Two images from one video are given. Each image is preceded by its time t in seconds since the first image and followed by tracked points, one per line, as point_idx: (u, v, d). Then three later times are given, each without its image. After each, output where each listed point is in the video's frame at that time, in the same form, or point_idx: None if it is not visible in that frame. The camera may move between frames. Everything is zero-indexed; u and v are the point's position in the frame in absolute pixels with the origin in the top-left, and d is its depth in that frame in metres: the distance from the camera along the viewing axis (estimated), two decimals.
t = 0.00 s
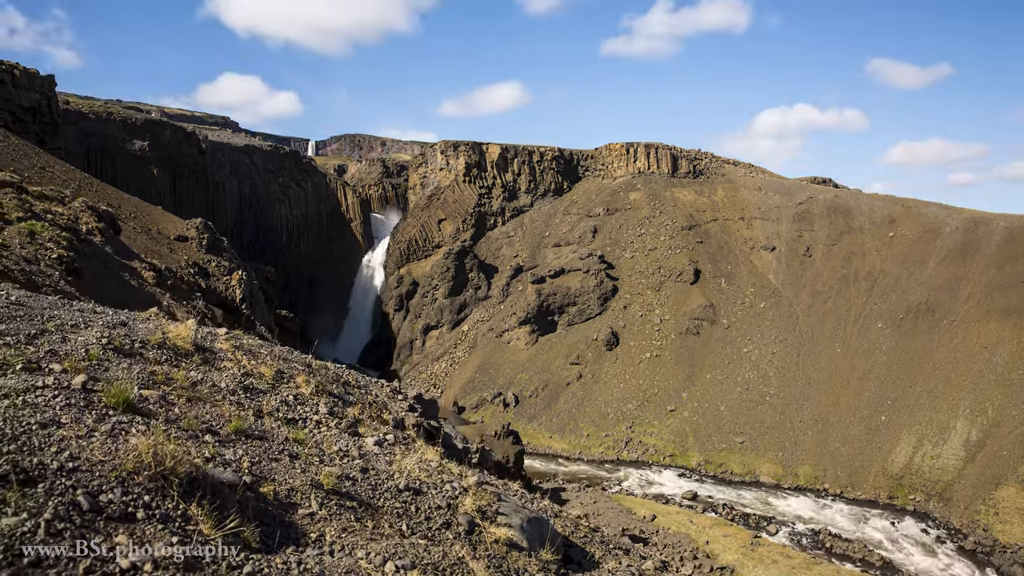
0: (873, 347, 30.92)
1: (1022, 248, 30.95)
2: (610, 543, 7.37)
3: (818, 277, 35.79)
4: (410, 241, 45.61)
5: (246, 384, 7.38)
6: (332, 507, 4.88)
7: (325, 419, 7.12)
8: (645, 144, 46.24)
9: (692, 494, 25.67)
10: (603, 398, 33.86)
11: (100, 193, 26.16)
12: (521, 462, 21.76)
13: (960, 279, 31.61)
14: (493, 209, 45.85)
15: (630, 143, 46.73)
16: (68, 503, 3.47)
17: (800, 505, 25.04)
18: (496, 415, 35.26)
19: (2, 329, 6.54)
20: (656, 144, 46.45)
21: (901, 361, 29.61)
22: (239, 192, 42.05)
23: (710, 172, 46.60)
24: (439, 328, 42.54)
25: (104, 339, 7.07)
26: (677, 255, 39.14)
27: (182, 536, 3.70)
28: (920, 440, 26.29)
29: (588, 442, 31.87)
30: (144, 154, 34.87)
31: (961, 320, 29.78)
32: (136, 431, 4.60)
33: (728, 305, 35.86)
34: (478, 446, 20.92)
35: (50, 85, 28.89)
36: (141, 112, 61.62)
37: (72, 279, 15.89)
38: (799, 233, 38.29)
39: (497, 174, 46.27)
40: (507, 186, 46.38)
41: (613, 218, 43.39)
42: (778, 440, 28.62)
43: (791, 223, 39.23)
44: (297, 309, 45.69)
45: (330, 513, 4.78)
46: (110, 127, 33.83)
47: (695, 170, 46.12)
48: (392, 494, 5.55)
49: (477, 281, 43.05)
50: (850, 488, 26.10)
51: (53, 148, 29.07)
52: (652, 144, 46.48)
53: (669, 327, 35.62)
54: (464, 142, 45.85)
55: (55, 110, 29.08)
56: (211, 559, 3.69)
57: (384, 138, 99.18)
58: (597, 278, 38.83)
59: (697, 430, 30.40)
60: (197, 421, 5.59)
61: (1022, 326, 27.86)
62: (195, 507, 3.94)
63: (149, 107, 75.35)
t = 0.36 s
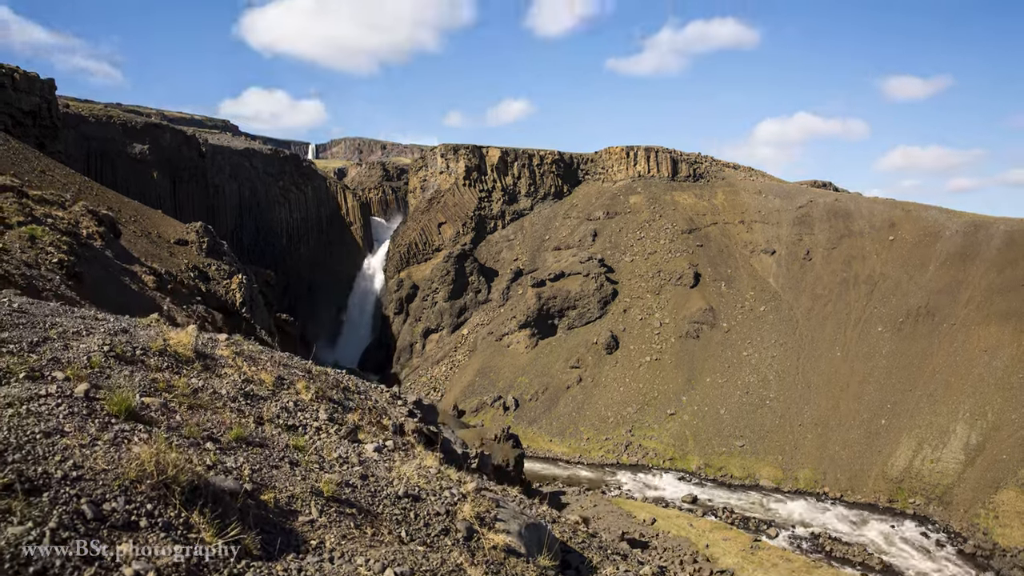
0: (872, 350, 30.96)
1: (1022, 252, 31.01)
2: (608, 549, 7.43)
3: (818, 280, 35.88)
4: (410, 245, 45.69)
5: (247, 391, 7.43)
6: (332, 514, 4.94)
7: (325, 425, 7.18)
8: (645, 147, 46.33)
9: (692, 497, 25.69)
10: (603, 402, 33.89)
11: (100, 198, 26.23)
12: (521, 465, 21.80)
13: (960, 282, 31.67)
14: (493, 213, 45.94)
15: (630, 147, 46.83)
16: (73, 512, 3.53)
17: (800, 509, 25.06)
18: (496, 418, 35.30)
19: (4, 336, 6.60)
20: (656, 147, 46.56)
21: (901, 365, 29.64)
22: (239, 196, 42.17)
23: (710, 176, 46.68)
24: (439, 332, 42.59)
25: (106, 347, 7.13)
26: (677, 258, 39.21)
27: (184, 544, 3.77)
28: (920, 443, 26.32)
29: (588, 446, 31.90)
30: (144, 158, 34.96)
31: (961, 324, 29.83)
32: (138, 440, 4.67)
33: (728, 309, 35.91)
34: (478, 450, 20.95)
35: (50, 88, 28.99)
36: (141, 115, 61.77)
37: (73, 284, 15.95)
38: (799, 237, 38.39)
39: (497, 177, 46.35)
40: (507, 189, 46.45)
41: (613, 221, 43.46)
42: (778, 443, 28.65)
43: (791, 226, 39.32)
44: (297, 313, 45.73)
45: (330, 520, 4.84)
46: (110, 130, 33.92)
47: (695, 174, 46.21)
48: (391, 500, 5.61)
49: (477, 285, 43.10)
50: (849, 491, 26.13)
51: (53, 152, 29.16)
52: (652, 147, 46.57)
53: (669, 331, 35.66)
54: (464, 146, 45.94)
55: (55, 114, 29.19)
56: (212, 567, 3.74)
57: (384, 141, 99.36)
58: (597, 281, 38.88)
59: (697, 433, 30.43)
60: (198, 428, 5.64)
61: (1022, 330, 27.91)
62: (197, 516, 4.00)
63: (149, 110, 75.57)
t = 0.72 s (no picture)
0: (872, 354, 30.99)
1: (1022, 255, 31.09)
2: (606, 554, 7.47)
3: (818, 284, 35.96)
4: (410, 248, 45.78)
5: (247, 397, 7.48)
6: (332, 521, 4.99)
7: (325, 432, 7.23)
8: (645, 151, 46.42)
9: (692, 501, 25.71)
10: (603, 405, 33.91)
11: (100, 201, 26.31)
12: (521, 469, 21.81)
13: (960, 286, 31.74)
14: (493, 216, 46.04)
15: (631, 150, 46.94)
16: (77, 521, 3.59)
17: (800, 513, 25.06)
18: (496, 422, 35.31)
19: (7, 344, 6.64)
20: (656, 150, 46.67)
21: (901, 369, 29.67)
22: (240, 200, 42.29)
23: (710, 179, 46.78)
24: (439, 335, 42.65)
25: (107, 354, 7.19)
26: (677, 261, 39.26)
27: (187, 552, 3.82)
28: (920, 447, 26.36)
29: (588, 449, 31.91)
30: (145, 161, 35.07)
31: (960, 327, 29.89)
32: (140, 448, 4.72)
33: (728, 312, 35.98)
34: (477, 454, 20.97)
35: (51, 92, 29.08)
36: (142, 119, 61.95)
37: (74, 288, 15.99)
38: (799, 241, 38.49)
39: (497, 181, 46.47)
40: (507, 193, 46.55)
41: (613, 224, 43.55)
42: (777, 447, 28.68)
43: (791, 230, 39.43)
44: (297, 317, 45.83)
45: (330, 527, 4.89)
46: (110, 134, 34.03)
47: (695, 177, 46.32)
48: (390, 507, 5.66)
49: (477, 288, 43.16)
50: (849, 495, 26.14)
51: (54, 155, 29.26)
52: (652, 151, 46.69)
53: (668, 334, 35.71)
54: (464, 149, 46.07)
55: (55, 118, 29.26)
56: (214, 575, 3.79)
57: (385, 145, 99.49)
58: (598, 285, 38.94)
59: (697, 437, 30.44)
60: (199, 436, 5.70)
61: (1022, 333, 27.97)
62: (198, 524, 4.06)
63: (149, 114, 75.79)
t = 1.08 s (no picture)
0: (872, 358, 31.04)
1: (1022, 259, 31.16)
2: (604, 559, 7.52)
3: (818, 288, 36.03)
4: (410, 252, 45.87)
5: (248, 404, 7.53)
6: (331, 529, 5.03)
7: (324, 438, 7.28)
8: (645, 154, 46.50)
9: (692, 504, 25.72)
10: (603, 409, 33.90)
11: (100, 205, 26.37)
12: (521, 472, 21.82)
13: (960, 289, 31.80)
14: (493, 219, 46.14)
15: (631, 154, 47.04)
16: (80, 529, 3.66)
17: (800, 516, 25.05)
18: (496, 425, 35.32)
19: (10, 352, 6.70)
20: (656, 154, 46.78)
21: (901, 372, 29.70)
22: (240, 203, 42.41)
23: (710, 183, 46.85)
24: (439, 339, 42.71)
25: (109, 361, 7.23)
26: (677, 265, 39.31)
27: (188, 560, 3.88)
28: (919, 450, 26.38)
29: (588, 453, 31.94)
30: (145, 165, 35.13)
31: (960, 331, 29.95)
32: (142, 456, 4.78)
33: (728, 316, 36.03)
34: (477, 458, 20.99)
35: (50, 96, 29.16)
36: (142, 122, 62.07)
37: (74, 292, 16.04)
38: (799, 244, 38.58)
39: (497, 185, 46.57)
40: (507, 196, 46.67)
41: (613, 228, 43.62)
42: (777, 450, 28.70)
43: (791, 233, 39.52)
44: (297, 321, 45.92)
45: (330, 534, 4.95)
46: (110, 137, 34.10)
47: (695, 181, 46.40)
48: (389, 513, 5.72)
49: (477, 292, 43.22)
50: (849, 498, 26.14)
51: (54, 159, 29.32)
52: (652, 155, 46.80)
53: (668, 338, 35.76)
54: (464, 152, 46.19)
55: (55, 122, 29.33)
56: None
57: (385, 149, 99.60)
58: (597, 288, 38.98)
59: (697, 440, 30.47)
60: (200, 443, 5.74)
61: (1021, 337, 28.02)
62: (200, 532, 4.12)
63: (149, 118, 76.05)
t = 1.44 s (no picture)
0: (872, 361, 31.08)
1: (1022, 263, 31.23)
2: (602, 565, 7.58)
3: (818, 291, 36.09)
4: (410, 256, 45.96)
5: (249, 411, 7.59)
6: (332, 535, 5.09)
7: (324, 445, 7.34)
8: (645, 158, 46.60)
9: (692, 508, 25.73)
10: (603, 412, 33.94)
11: (100, 209, 26.44)
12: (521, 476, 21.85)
13: (960, 293, 31.85)
14: (493, 223, 46.23)
15: (631, 158, 47.15)
16: (84, 537, 3.72)
17: (800, 520, 25.08)
18: (496, 429, 35.34)
19: (13, 359, 6.77)
20: (656, 158, 46.88)
21: (901, 376, 29.73)
22: (240, 207, 42.50)
23: (710, 186, 46.95)
24: (439, 342, 42.76)
25: (111, 368, 7.29)
26: (677, 269, 39.36)
27: (190, 567, 3.93)
28: (920, 454, 26.39)
29: (588, 456, 31.97)
30: (145, 168, 35.22)
31: (960, 335, 29.98)
32: (145, 465, 4.84)
33: (728, 320, 36.09)
34: (476, 462, 21.03)
35: (51, 99, 29.24)
36: (143, 126, 62.25)
37: (75, 296, 16.08)
38: (799, 248, 38.65)
39: (498, 188, 46.66)
40: (507, 200, 46.76)
41: (613, 232, 43.70)
42: (777, 454, 28.72)
43: (791, 237, 39.60)
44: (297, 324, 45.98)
45: (330, 541, 5.00)
46: (111, 141, 34.19)
47: (695, 185, 46.49)
48: (389, 520, 5.77)
49: (477, 296, 43.27)
50: (849, 502, 26.15)
51: (54, 162, 29.40)
52: (652, 158, 46.90)
53: (668, 342, 35.79)
54: (464, 156, 46.32)
55: (55, 126, 29.39)
56: None
57: (385, 152, 99.75)
58: (598, 292, 39.04)
59: (697, 444, 30.48)
60: (201, 450, 5.80)
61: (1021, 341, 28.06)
62: (202, 540, 4.17)
63: (150, 121, 76.23)
